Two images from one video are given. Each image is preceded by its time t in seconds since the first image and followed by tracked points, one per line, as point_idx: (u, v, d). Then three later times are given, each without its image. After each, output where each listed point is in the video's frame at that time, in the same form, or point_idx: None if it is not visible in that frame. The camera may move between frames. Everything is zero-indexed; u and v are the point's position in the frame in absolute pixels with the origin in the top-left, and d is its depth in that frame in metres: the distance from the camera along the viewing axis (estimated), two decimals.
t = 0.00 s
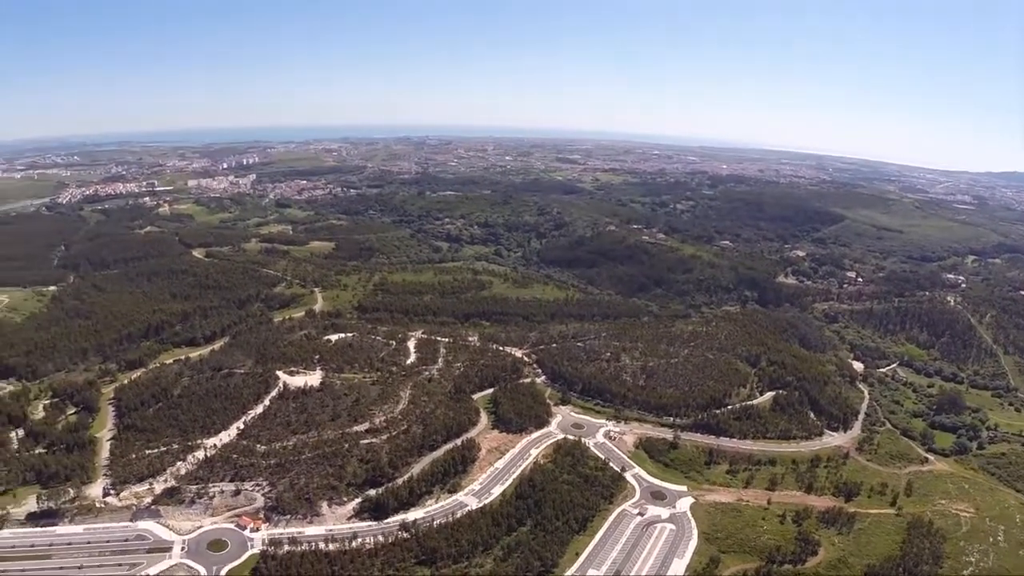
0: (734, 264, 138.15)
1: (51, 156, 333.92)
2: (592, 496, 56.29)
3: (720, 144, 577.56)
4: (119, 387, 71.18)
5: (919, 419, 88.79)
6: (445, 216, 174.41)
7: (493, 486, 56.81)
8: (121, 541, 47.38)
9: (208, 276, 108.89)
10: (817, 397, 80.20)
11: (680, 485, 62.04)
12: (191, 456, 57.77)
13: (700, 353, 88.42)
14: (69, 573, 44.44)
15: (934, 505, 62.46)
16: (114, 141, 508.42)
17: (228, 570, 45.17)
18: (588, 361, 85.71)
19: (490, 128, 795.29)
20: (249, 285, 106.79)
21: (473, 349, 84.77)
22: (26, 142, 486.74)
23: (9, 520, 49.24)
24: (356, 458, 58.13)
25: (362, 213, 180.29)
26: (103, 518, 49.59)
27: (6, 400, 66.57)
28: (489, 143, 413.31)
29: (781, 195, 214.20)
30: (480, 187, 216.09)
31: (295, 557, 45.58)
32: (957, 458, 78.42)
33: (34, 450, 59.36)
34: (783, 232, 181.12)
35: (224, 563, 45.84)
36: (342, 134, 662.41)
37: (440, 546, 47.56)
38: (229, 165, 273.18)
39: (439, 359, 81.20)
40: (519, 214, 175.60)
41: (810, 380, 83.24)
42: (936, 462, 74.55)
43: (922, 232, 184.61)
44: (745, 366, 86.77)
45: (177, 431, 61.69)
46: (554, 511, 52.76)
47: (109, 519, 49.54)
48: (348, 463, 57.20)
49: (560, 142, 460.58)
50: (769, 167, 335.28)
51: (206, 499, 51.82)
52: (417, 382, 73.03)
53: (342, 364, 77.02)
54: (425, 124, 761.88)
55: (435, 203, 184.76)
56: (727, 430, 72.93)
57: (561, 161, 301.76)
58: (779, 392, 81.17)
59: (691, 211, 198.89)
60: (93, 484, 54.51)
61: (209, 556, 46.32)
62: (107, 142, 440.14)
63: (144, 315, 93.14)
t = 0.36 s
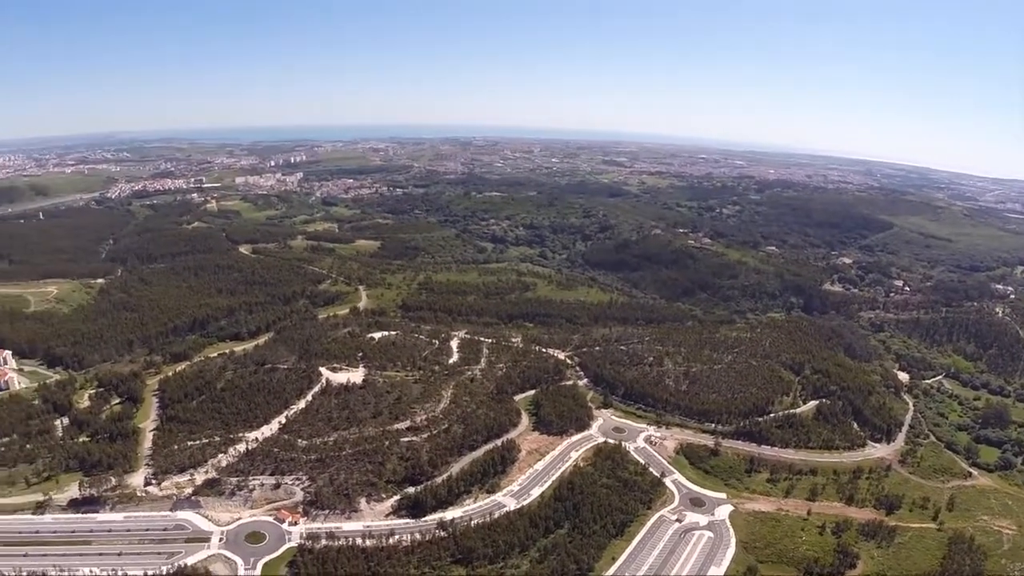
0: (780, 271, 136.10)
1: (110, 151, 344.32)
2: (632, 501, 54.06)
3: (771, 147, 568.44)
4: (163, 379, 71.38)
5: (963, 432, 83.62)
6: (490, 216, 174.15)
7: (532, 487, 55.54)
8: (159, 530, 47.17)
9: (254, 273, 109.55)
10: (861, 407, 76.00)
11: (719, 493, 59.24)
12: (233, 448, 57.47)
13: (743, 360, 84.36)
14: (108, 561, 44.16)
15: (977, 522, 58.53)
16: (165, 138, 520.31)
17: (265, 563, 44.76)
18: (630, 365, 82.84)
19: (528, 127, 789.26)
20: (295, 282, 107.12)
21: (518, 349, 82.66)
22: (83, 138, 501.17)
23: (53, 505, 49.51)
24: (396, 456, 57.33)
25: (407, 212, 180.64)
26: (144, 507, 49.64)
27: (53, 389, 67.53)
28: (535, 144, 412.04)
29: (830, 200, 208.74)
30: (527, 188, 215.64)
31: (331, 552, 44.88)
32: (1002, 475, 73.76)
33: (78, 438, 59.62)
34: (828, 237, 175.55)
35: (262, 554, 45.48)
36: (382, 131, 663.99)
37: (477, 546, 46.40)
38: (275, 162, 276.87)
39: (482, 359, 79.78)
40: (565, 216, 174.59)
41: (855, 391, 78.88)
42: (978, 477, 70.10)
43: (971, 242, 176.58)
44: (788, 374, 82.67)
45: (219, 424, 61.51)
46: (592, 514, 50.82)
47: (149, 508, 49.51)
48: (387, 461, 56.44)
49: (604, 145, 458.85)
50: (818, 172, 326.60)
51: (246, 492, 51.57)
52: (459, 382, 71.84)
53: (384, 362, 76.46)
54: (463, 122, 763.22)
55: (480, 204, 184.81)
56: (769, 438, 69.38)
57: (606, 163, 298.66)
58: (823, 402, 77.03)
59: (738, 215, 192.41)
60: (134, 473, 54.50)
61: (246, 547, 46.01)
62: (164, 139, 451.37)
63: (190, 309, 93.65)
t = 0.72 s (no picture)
0: (823, 277, 122.94)
1: (165, 148, 351.78)
2: (669, 508, 47.03)
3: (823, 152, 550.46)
4: (206, 372, 68.81)
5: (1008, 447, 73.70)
6: (534, 217, 167.75)
7: (570, 490, 49.36)
8: (198, 521, 45.21)
9: (298, 270, 106.81)
10: (902, 417, 68.03)
11: (755, 500, 52.31)
12: (271, 443, 54.27)
13: (781, 366, 76.59)
14: (145, 549, 42.97)
15: None
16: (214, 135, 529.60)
17: (300, 557, 41.53)
18: (670, 370, 75.01)
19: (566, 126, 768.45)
20: (337, 279, 104.04)
21: (559, 351, 76.15)
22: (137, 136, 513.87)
23: (92, 493, 48.49)
24: (434, 454, 52.45)
25: (451, 212, 176.47)
26: (183, 498, 47.71)
27: (96, 379, 66.52)
28: (582, 146, 403.02)
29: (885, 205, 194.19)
30: (572, 189, 207.48)
31: (367, 549, 40.55)
32: None
33: (120, 428, 57.97)
34: (873, 244, 159.38)
35: (298, 548, 42.30)
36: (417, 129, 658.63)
37: (511, 546, 40.93)
38: (321, 161, 276.97)
39: (522, 361, 73.69)
40: (609, 219, 165.32)
41: (896, 401, 71.02)
42: None
43: None
44: (829, 382, 74.70)
45: (259, 418, 58.35)
46: (629, 519, 44.58)
47: (187, 499, 47.58)
48: (426, 459, 51.62)
49: (654, 146, 449.20)
50: (875, 176, 307.60)
51: (284, 486, 48.14)
52: (499, 382, 66.35)
53: (425, 360, 71.01)
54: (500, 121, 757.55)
55: (523, 206, 178.18)
56: (808, 447, 62.32)
57: (653, 165, 286.79)
58: (864, 411, 69.33)
59: (781, 222, 176.17)
60: (174, 464, 52.54)
61: (282, 540, 42.93)
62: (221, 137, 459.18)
63: (234, 304, 91.84)
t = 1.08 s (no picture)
0: (872, 285, 109.52)
1: (222, 145, 357.81)
2: (709, 516, 45.20)
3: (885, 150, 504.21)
4: (250, 366, 69.64)
5: None
6: (581, 220, 159.68)
7: (610, 494, 48.11)
8: (238, 513, 45.87)
9: (345, 267, 105.11)
10: (950, 430, 60.69)
11: (794, 509, 48.64)
12: (313, 438, 54.60)
13: (827, 374, 69.23)
14: (185, 539, 43.61)
15: None
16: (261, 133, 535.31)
17: (337, 552, 42.00)
18: (714, 376, 68.49)
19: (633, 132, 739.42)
20: (383, 277, 101.03)
21: (604, 354, 72.06)
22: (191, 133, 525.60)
23: (135, 482, 49.60)
24: (475, 454, 51.56)
25: (498, 213, 169.88)
26: (224, 490, 48.38)
27: (141, 370, 68.04)
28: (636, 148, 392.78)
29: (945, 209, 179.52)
30: (616, 191, 198.35)
31: (402, 546, 40.83)
32: None
33: (164, 419, 59.01)
34: (925, 254, 140.99)
35: (336, 543, 42.80)
36: (470, 132, 649.54)
37: (548, 549, 40.76)
38: (369, 160, 275.98)
39: (566, 363, 70.20)
40: (656, 223, 155.04)
41: (942, 414, 63.36)
42: None
43: None
44: (874, 393, 66.94)
45: (302, 413, 58.61)
46: (667, 525, 43.12)
47: (228, 491, 48.27)
48: (466, 458, 50.88)
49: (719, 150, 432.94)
50: (938, 181, 289.72)
51: (324, 480, 48.52)
52: (542, 383, 63.89)
53: (469, 360, 69.28)
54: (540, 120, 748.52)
55: (572, 207, 171.31)
56: (851, 458, 55.92)
57: (704, 167, 273.18)
58: (910, 423, 61.99)
59: (830, 228, 160.27)
60: (216, 456, 53.21)
61: (320, 534, 43.48)
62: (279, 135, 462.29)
63: (280, 300, 90.87)
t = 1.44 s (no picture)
0: (918, 293, 107.12)
1: (268, 141, 363.65)
2: (746, 523, 44.64)
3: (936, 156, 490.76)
4: (292, 362, 70.53)
5: None
6: (625, 223, 158.49)
7: (648, 499, 47.76)
8: (275, 506, 46.39)
9: (388, 266, 105.79)
10: (995, 445, 59.25)
11: (833, 520, 48.01)
12: (352, 435, 55.10)
13: (869, 384, 68.20)
14: (222, 530, 44.22)
15: None
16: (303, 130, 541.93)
17: (372, 548, 42.36)
18: (756, 383, 67.73)
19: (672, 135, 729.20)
20: (426, 277, 101.45)
21: (645, 358, 71.55)
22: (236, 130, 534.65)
23: (175, 472, 50.48)
24: (513, 454, 51.51)
25: (543, 214, 169.46)
26: (262, 483, 48.90)
27: (184, 363, 69.36)
28: (681, 150, 388.46)
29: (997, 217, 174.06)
30: (661, 194, 197.44)
31: (438, 545, 41.11)
32: None
33: (205, 411, 60.05)
34: (973, 264, 137.35)
35: (371, 539, 43.13)
36: (505, 130, 647.46)
37: (584, 551, 40.69)
38: (415, 159, 277.93)
39: (607, 366, 69.79)
40: (700, 226, 153.60)
41: (986, 428, 61.89)
42: None
43: None
44: (917, 404, 65.74)
45: (342, 409, 59.18)
46: (703, 532, 42.78)
47: (266, 484, 48.81)
48: (504, 458, 50.90)
49: (762, 154, 426.13)
50: (990, 189, 281.13)
51: (362, 477, 48.90)
52: (583, 386, 63.60)
53: (510, 361, 69.34)
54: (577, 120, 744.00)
55: (616, 209, 170.31)
56: (893, 469, 54.88)
57: (749, 171, 268.78)
58: (953, 436, 60.71)
59: (876, 235, 157.26)
60: (256, 450, 53.88)
61: (357, 530, 43.84)
62: (326, 133, 468.21)
63: (323, 297, 91.78)
